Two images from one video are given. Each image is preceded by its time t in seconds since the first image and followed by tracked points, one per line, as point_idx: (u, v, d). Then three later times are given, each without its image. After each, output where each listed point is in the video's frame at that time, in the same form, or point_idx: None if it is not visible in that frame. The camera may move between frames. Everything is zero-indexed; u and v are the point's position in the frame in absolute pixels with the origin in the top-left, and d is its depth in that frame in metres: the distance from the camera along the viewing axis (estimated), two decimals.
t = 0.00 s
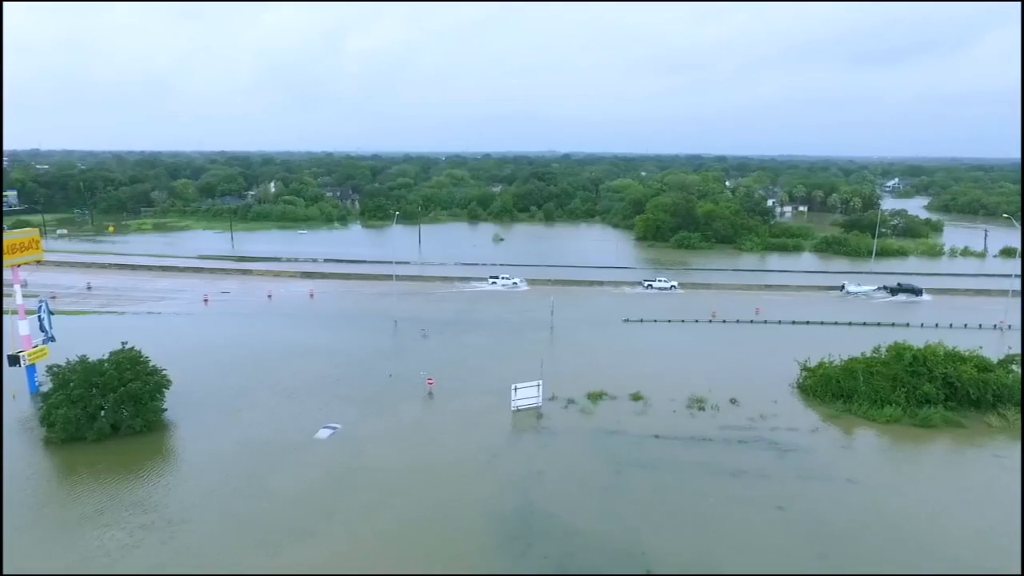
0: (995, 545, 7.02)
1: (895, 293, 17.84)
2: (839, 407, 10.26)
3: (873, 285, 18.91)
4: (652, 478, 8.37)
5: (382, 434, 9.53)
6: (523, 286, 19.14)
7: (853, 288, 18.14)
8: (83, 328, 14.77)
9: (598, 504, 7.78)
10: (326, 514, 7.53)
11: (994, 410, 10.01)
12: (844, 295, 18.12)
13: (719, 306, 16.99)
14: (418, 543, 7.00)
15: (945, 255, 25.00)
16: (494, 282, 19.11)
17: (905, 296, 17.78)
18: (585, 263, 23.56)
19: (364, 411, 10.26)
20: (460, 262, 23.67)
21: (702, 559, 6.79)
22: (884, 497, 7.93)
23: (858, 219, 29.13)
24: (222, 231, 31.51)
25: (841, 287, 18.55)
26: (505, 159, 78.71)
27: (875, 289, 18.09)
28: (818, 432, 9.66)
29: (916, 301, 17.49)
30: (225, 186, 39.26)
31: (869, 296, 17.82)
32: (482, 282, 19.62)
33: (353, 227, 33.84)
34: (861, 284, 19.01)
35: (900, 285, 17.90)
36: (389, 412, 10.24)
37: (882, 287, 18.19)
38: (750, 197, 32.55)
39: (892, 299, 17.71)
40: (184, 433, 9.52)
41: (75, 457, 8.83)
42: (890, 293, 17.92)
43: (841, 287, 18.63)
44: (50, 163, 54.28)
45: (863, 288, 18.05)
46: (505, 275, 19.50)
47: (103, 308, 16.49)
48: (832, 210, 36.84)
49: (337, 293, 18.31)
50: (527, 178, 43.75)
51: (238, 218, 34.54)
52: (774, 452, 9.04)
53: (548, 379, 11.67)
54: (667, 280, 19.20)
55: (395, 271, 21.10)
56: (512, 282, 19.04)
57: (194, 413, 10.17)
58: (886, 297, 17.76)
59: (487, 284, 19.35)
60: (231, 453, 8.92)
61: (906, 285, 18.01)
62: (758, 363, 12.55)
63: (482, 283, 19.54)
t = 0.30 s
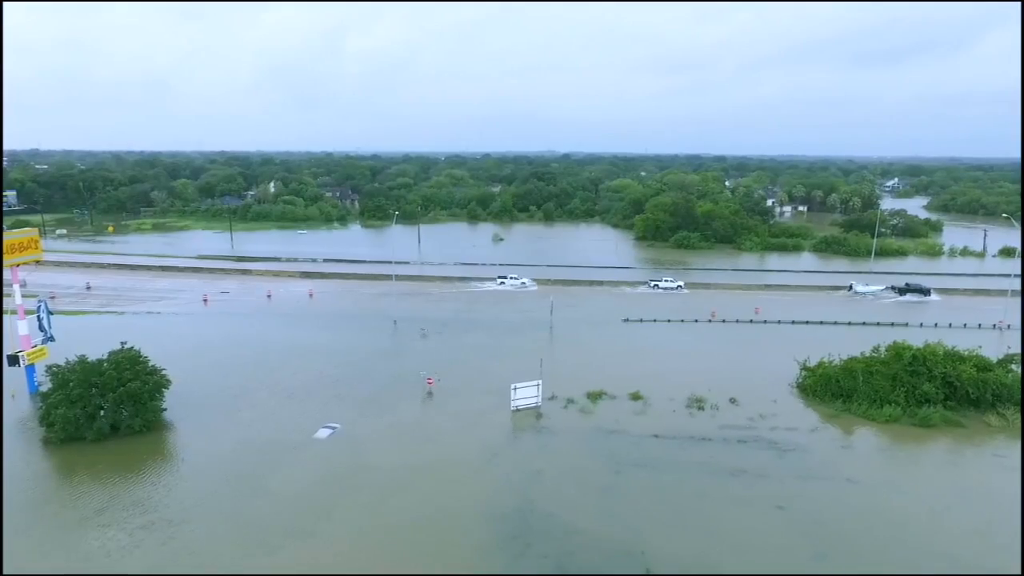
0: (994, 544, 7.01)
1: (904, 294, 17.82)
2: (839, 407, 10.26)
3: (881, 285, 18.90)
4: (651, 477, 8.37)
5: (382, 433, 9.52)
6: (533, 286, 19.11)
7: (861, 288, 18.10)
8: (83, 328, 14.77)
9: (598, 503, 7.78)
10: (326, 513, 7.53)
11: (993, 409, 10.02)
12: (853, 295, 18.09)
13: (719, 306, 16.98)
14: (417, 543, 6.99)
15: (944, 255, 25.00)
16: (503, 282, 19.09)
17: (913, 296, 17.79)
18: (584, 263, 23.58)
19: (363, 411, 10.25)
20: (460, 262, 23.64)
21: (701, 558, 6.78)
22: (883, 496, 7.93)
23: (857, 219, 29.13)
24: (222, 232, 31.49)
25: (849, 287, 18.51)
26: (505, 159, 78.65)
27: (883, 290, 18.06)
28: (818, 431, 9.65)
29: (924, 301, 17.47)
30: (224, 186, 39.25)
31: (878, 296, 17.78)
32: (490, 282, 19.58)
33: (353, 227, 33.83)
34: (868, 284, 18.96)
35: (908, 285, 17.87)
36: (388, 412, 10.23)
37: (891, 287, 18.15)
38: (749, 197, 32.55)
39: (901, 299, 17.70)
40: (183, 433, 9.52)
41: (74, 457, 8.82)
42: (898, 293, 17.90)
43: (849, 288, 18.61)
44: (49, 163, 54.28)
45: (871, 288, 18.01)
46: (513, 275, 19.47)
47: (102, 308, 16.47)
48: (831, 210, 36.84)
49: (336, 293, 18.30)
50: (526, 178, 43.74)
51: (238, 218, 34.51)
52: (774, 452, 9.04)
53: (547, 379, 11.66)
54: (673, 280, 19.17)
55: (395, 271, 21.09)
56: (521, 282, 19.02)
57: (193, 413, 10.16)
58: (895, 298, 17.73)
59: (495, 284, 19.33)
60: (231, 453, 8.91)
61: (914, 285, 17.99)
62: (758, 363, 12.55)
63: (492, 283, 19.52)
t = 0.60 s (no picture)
0: (994, 544, 7.01)
1: (912, 293, 17.82)
2: (838, 406, 10.26)
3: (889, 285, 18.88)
4: (651, 477, 8.37)
5: (381, 433, 9.52)
6: (541, 286, 19.09)
7: (869, 288, 18.09)
8: (81, 328, 14.74)
9: (597, 503, 7.78)
10: (326, 513, 7.53)
11: (992, 408, 10.03)
12: (861, 295, 18.07)
13: (718, 306, 16.97)
14: (418, 543, 6.98)
15: (944, 255, 25.00)
16: (512, 283, 19.09)
17: (921, 296, 17.75)
18: (584, 263, 23.58)
19: (362, 411, 10.25)
20: (459, 262, 23.61)
21: (701, 558, 6.78)
22: (883, 496, 7.93)
23: (856, 219, 29.14)
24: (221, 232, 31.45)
25: (858, 287, 18.50)
26: (504, 159, 78.64)
27: (892, 290, 18.05)
28: (817, 431, 9.66)
29: (932, 301, 17.47)
30: (223, 186, 39.26)
31: (886, 296, 17.78)
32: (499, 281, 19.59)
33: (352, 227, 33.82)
34: (877, 285, 18.93)
35: (916, 285, 17.87)
36: (387, 412, 10.23)
37: (899, 287, 18.15)
38: (748, 197, 32.54)
39: (909, 299, 17.69)
40: (182, 433, 9.51)
41: (73, 457, 8.80)
42: (906, 293, 17.90)
43: (857, 288, 18.61)
44: (48, 163, 54.32)
45: (879, 288, 17.99)
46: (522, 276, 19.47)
47: (101, 308, 16.46)
48: (830, 210, 36.86)
49: (336, 293, 18.29)
50: (525, 178, 43.75)
51: (237, 219, 34.51)
52: (773, 451, 9.05)
53: (547, 379, 11.66)
54: (681, 280, 19.16)
55: (394, 271, 21.09)
56: (530, 283, 19.01)
57: (192, 413, 10.15)
58: (903, 297, 17.73)
59: (503, 284, 19.33)
60: (231, 452, 8.91)
61: (923, 285, 17.99)
62: (757, 363, 12.55)
63: (500, 283, 19.52)
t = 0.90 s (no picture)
0: (990, 543, 7.03)
1: (916, 293, 17.85)
2: (834, 406, 10.28)
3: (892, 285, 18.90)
4: (648, 477, 8.38)
5: (378, 434, 9.51)
6: (546, 286, 19.05)
7: (873, 287, 18.10)
8: (75, 329, 14.70)
9: (594, 503, 7.78)
10: (324, 513, 7.53)
11: (987, 407, 10.06)
12: (865, 295, 18.08)
13: (714, 306, 17.01)
14: (415, 544, 6.98)
15: (939, 255, 25.07)
16: (517, 283, 19.05)
17: (926, 296, 17.78)
18: (580, 263, 23.61)
19: (359, 412, 10.23)
20: (456, 262, 23.59)
21: (697, 557, 6.80)
22: (879, 495, 7.95)
23: (851, 219, 29.22)
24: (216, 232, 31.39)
25: (862, 286, 18.51)
26: (500, 159, 78.66)
27: (896, 289, 18.07)
28: (813, 430, 9.68)
29: (936, 301, 17.50)
30: (219, 186, 39.23)
31: (890, 296, 17.79)
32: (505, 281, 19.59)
33: (348, 227, 33.80)
34: (881, 284, 18.95)
35: (921, 285, 17.90)
36: (383, 412, 10.22)
37: (903, 287, 18.17)
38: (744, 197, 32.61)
39: (913, 298, 17.72)
40: (178, 434, 9.48)
41: (69, 459, 8.78)
42: (911, 293, 17.93)
43: (862, 287, 18.62)
44: (43, 163, 54.24)
45: (884, 288, 18.01)
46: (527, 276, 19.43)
47: (96, 308, 16.41)
48: (826, 210, 36.96)
49: (332, 293, 18.27)
50: (521, 178, 43.78)
51: (233, 219, 34.46)
52: (769, 450, 9.06)
53: (544, 379, 11.66)
54: (684, 281, 19.16)
55: (391, 271, 21.06)
56: (535, 283, 18.94)
57: (188, 414, 10.13)
58: (907, 297, 17.76)
59: (509, 284, 19.33)
60: (228, 453, 8.90)
61: (927, 285, 18.03)
62: (753, 362, 12.57)
63: (505, 283, 19.49)
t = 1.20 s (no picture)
0: (981, 540, 7.09)
1: (917, 292, 17.99)
2: (827, 404, 10.34)
3: (893, 285, 19.02)
4: (642, 476, 8.40)
5: (371, 435, 9.49)
6: (549, 286, 19.12)
7: (875, 287, 18.20)
8: (66, 330, 14.59)
9: (588, 502, 7.80)
10: (318, 514, 7.53)
11: (977, 405, 10.15)
12: (867, 294, 18.18)
13: (707, 305, 17.06)
14: (408, 545, 6.97)
15: (929, 254, 25.24)
16: (520, 283, 19.08)
17: (928, 296, 17.93)
18: (573, 262, 23.65)
19: (352, 413, 10.21)
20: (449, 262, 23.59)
21: (691, 555, 6.83)
22: (872, 493, 8.01)
23: (842, 219, 29.38)
24: (208, 233, 31.23)
25: (864, 286, 18.62)
26: (492, 160, 78.71)
27: (897, 289, 18.20)
28: (806, 428, 9.74)
29: (937, 300, 17.63)
30: (211, 187, 39.10)
31: (893, 296, 17.90)
32: (507, 282, 19.60)
33: (341, 228, 33.73)
34: (881, 284, 19.06)
35: (922, 285, 18.03)
36: (377, 413, 10.20)
37: (904, 286, 18.30)
38: (736, 197, 32.76)
39: (914, 298, 17.85)
40: (170, 436, 9.43)
41: (60, 462, 8.72)
42: (912, 292, 18.06)
43: (863, 287, 18.70)
44: (32, 163, 53.83)
45: (886, 287, 18.12)
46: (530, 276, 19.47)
47: (87, 310, 16.30)
48: (817, 210, 37.18)
49: (325, 294, 18.22)
50: (514, 178, 43.85)
51: (224, 219, 34.34)
52: (762, 449, 9.11)
53: (538, 379, 11.67)
54: (684, 280, 19.19)
55: (384, 272, 21.03)
56: (539, 282, 18.98)
57: (180, 416, 10.07)
58: (909, 297, 17.88)
59: (512, 284, 19.35)
60: (220, 455, 8.86)
61: (928, 284, 18.16)
62: (746, 361, 12.62)
63: (509, 283, 19.52)
